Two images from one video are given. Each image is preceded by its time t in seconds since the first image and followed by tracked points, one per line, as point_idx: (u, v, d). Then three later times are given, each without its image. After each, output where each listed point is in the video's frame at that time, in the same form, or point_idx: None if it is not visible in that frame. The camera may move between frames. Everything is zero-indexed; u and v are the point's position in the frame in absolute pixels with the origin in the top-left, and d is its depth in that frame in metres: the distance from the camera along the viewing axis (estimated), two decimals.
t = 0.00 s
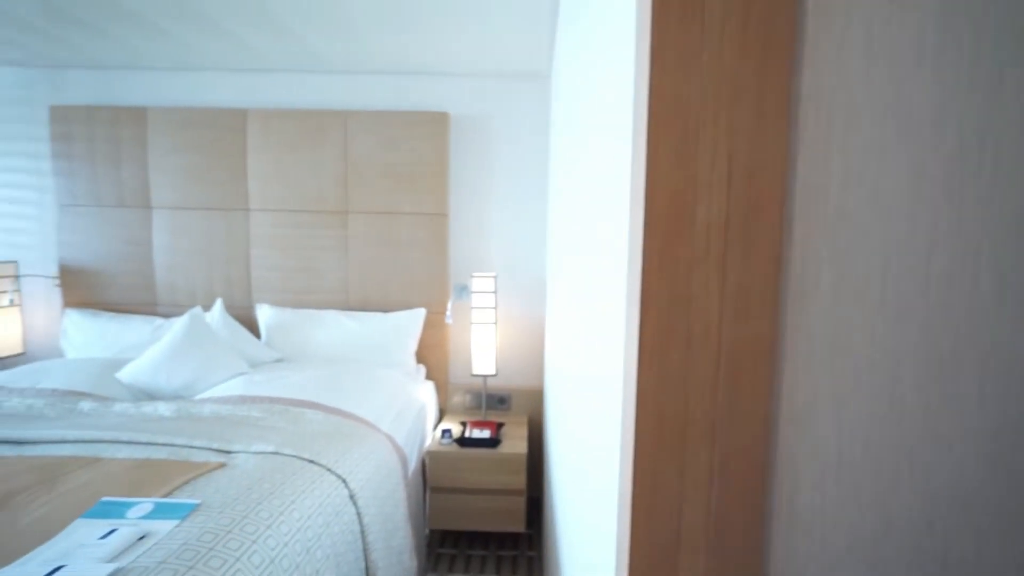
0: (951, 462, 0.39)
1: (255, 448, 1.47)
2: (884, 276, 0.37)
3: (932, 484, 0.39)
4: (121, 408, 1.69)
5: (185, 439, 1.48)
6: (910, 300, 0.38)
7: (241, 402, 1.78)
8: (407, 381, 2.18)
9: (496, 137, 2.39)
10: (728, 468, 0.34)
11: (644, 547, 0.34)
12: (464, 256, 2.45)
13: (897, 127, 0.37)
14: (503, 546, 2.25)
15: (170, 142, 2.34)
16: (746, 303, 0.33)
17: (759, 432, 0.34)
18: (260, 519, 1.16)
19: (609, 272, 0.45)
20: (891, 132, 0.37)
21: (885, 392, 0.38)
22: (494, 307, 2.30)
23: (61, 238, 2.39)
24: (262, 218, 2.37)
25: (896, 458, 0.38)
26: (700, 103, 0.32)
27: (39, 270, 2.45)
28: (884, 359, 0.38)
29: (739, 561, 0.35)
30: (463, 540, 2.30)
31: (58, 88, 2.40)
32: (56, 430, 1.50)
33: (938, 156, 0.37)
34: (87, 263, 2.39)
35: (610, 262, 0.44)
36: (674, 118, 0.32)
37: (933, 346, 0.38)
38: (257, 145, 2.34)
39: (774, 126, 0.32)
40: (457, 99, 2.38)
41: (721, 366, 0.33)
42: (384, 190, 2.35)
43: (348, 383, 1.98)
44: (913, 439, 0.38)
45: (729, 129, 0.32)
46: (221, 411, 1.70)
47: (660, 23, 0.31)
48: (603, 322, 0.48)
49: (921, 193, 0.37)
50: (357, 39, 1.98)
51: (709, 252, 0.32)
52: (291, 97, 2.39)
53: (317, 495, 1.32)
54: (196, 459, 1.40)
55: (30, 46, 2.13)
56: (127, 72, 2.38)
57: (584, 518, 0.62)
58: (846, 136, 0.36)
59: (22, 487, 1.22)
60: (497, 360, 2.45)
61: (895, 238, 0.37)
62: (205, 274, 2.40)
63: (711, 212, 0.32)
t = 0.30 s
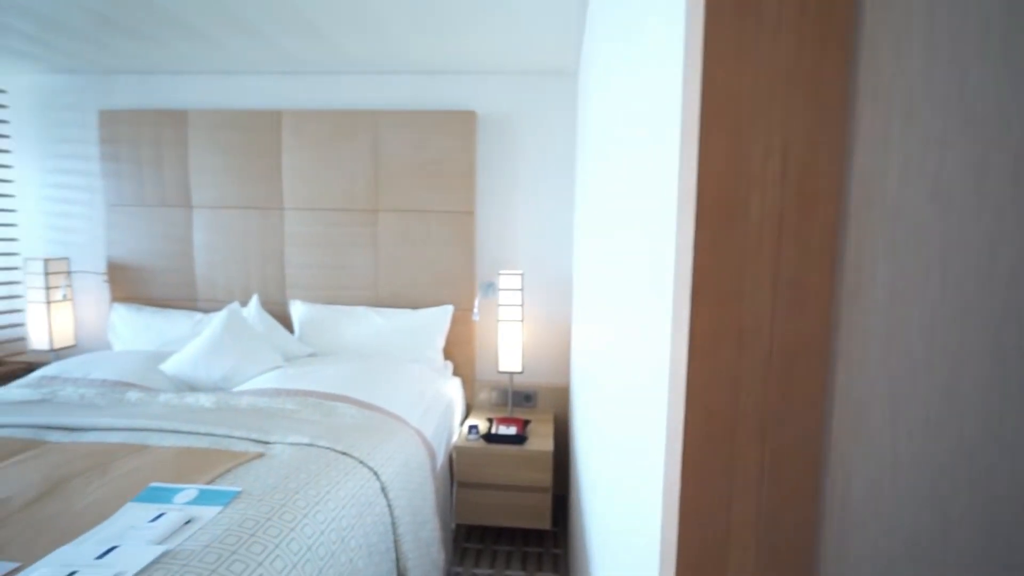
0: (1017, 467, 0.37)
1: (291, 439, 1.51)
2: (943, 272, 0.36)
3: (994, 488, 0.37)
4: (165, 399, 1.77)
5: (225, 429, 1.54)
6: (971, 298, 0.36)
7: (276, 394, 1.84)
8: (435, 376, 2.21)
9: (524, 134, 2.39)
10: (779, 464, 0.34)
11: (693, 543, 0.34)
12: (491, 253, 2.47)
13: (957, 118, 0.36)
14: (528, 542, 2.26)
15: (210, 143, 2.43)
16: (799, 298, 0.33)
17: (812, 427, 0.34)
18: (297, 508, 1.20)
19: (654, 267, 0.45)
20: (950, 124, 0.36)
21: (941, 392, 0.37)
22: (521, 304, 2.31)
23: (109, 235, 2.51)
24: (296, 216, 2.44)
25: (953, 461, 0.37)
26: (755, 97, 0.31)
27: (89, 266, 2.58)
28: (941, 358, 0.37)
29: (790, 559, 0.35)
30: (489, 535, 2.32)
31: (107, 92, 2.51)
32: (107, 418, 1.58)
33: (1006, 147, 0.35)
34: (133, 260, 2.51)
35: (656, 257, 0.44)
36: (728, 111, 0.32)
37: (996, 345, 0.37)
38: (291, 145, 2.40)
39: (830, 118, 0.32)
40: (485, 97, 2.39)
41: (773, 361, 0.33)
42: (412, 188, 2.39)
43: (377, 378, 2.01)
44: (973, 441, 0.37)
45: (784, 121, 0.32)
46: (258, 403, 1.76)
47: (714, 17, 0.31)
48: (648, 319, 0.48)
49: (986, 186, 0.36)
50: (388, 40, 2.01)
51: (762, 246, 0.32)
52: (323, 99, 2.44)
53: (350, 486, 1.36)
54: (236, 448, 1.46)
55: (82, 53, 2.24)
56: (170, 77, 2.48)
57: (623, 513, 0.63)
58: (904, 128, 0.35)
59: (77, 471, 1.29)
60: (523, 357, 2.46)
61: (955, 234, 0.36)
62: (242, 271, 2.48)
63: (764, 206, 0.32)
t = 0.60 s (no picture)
0: None
1: (321, 432, 1.55)
2: None
3: None
4: (200, 390, 1.83)
5: (258, 420, 1.58)
6: None
7: (305, 388, 1.88)
8: (458, 373, 2.23)
9: (548, 132, 2.38)
10: (828, 459, 0.34)
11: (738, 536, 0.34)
12: (515, 251, 2.47)
13: None
14: (550, 539, 2.26)
15: (242, 143, 2.50)
16: (851, 290, 0.33)
17: (862, 423, 0.33)
18: (326, 499, 1.23)
19: (695, 261, 0.45)
20: None
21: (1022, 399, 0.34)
22: (545, 301, 2.31)
23: (147, 233, 2.60)
24: (323, 214, 2.49)
25: None
26: (805, 88, 0.31)
27: (128, 262, 2.68)
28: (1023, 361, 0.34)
29: (836, 555, 0.34)
30: (511, 531, 2.33)
31: (145, 95, 2.60)
32: (147, 407, 1.65)
33: None
34: (169, 257, 2.60)
35: (698, 249, 0.44)
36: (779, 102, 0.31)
37: None
38: (319, 145, 2.45)
39: (885, 108, 0.31)
40: (509, 95, 2.40)
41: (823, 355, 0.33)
42: (437, 186, 2.41)
43: (402, 373, 2.04)
44: None
45: (838, 112, 0.31)
46: (288, 395, 1.81)
47: (765, 7, 0.30)
48: (687, 313, 0.48)
49: None
50: (415, 39, 2.03)
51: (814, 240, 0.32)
52: (351, 99, 2.49)
53: (378, 479, 1.38)
54: (269, 439, 1.50)
55: (123, 58, 2.33)
56: (205, 79, 2.56)
57: (658, 510, 0.62)
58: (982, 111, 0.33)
59: (121, 457, 1.35)
60: (546, 355, 2.46)
61: None
62: (272, 268, 2.54)
63: (816, 198, 0.32)
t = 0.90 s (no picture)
0: None
1: (350, 424, 1.58)
2: None
3: None
4: (234, 382, 1.89)
5: (290, 412, 1.63)
6: None
7: (334, 381, 1.93)
8: (482, 369, 2.25)
9: (573, 129, 2.38)
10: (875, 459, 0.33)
11: (780, 534, 0.34)
12: (538, 248, 2.48)
13: None
14: (572, 536, 2.26)
15: (273, 142, 2.56)
16: (902, 288, 0.32)
17: (912, 423, 0.33)
18: (356, 489, 1.26)
19: (736, 258, 0.45)
20: None
21: None
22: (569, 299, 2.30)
23: (183, 230, 2.70)
24: (350, 211, 2.54)
25: None
26: (856, 82, 0.31)
27: (166, 258, 2.79)
28: None
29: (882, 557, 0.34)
30: (533, 527, 2.34)
31: (182, 97, 2.70)
32: (185, 398, 1.72)
33: None
34: (204, 253, 2.69)
35: (740, 247, 0.44)
36: (828, 98, 0.31)
37: None
38: (346, 144, 2.50)
39: (940, 102, 0.31)
40: (534, 91, 2.40)
41: (872, 354, 0.32)
42: (462, 184, 2.43)
43: (427, 368, 2.07)
44: None
45: (890, 107, 0.31)
46: (317, 388, 1.86)
47: (814, 4, 0.30)
48: (727, 312, 0.48)
49: None
50: (442, 38, 2.05)
51: (862, 237, 0.32)
52: (378, 97, 2.53)
53: (405, 471, 1.41)
54: (300, 430, 1.54)
55: (162, 61, 2.42)
56: (238, 81, 2.64)
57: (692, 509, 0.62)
58: None
59: (162, 444, 1.41)
60: (569, 352, 2.46)
61: None
62: (301, 264, 2.61)
63: (865, 195, 0.31)
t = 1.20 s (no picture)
0: None
1: (382, 415, 1.62)
2: None
3: None
4: (272, 372, 1.97)
5: (325, 402, 1.68)
6: None
7: (366, 373, 1.98)
8: (510, 364, 2.27)
9: (603, 123, 2.35)
10: (929, 457, 0.32)
11: (828, 529, 0.34)
12: (567, 244, 2.48)
13: None
14: (599, 532, 2.26)
15: (308, 140, 2.63)
16: (963, 280, 0.31)
17: (972, 420, 0.32)
18: (390, 478, 1.29)
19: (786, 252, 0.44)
20: None
21: None
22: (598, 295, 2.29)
23: (224, 226, 2.81)
24: (382, 206, 2.59)
25: None
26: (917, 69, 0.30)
27: (208, 253, 2.91)
28: None
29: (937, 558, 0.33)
30: (559, 522, 2.35)
31: (223, 97, 2.80)
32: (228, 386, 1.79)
33: None
34: (243, 248, 2.79)
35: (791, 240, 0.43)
36: (884, 87, 0.30)
37: None
38: (379, 141, 2.54)
39: (1009, 86, 0.29)
40: (565, 86, 2.39)
41: (928, 348, 0.31)
42: (491, 180, 2.44)
43: (456, 362, 2.10)
44: None
45: (952, 92, 0.30)
46: (350, 380, 1.91)
47: None
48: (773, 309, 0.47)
49: None
50: (473, 33, 2.05)
51: (919, 228, 0.31)
52: (410, 95, 2.56)
53: (436, 462, 1.44)
54: (335, 419, 1.59)
55: (205, 63, 2.51)
56: (276, 80, 2.72)
57: (733, 508, 0.61)
58: None
59: (207, 430, 1.48)
60: (598, 349, 2.45)
61: None
62: (334, 259, 2.68)
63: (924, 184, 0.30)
